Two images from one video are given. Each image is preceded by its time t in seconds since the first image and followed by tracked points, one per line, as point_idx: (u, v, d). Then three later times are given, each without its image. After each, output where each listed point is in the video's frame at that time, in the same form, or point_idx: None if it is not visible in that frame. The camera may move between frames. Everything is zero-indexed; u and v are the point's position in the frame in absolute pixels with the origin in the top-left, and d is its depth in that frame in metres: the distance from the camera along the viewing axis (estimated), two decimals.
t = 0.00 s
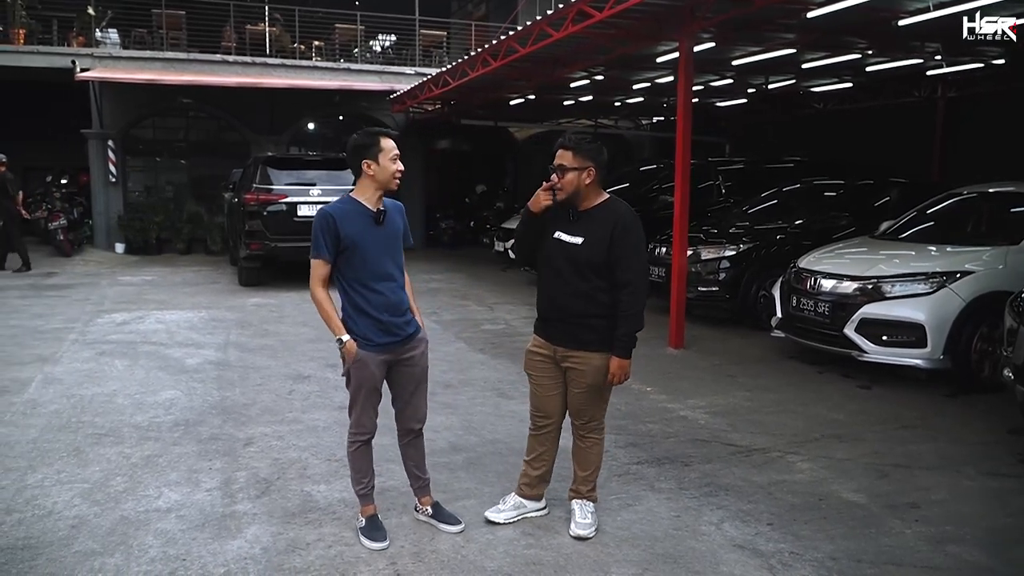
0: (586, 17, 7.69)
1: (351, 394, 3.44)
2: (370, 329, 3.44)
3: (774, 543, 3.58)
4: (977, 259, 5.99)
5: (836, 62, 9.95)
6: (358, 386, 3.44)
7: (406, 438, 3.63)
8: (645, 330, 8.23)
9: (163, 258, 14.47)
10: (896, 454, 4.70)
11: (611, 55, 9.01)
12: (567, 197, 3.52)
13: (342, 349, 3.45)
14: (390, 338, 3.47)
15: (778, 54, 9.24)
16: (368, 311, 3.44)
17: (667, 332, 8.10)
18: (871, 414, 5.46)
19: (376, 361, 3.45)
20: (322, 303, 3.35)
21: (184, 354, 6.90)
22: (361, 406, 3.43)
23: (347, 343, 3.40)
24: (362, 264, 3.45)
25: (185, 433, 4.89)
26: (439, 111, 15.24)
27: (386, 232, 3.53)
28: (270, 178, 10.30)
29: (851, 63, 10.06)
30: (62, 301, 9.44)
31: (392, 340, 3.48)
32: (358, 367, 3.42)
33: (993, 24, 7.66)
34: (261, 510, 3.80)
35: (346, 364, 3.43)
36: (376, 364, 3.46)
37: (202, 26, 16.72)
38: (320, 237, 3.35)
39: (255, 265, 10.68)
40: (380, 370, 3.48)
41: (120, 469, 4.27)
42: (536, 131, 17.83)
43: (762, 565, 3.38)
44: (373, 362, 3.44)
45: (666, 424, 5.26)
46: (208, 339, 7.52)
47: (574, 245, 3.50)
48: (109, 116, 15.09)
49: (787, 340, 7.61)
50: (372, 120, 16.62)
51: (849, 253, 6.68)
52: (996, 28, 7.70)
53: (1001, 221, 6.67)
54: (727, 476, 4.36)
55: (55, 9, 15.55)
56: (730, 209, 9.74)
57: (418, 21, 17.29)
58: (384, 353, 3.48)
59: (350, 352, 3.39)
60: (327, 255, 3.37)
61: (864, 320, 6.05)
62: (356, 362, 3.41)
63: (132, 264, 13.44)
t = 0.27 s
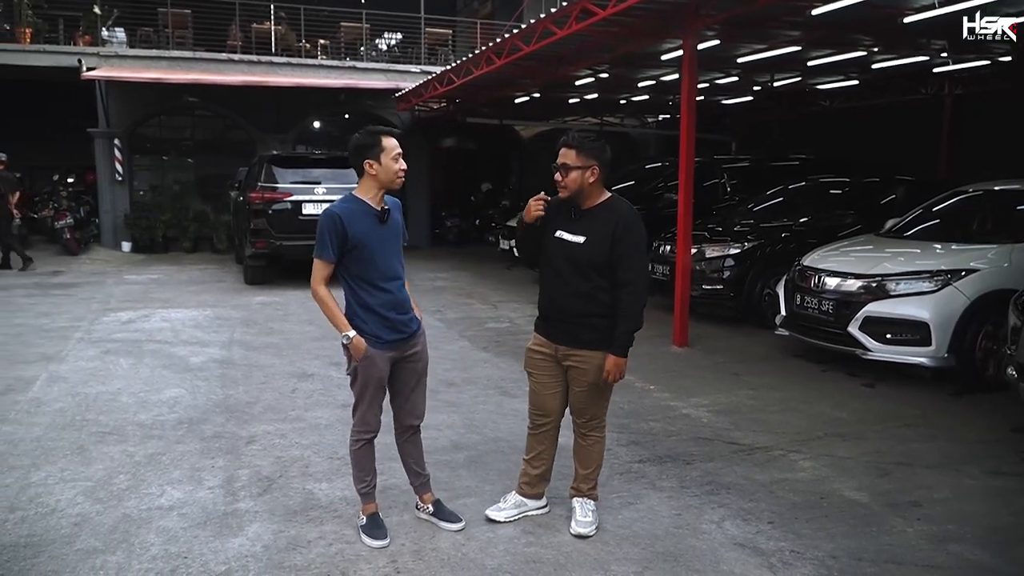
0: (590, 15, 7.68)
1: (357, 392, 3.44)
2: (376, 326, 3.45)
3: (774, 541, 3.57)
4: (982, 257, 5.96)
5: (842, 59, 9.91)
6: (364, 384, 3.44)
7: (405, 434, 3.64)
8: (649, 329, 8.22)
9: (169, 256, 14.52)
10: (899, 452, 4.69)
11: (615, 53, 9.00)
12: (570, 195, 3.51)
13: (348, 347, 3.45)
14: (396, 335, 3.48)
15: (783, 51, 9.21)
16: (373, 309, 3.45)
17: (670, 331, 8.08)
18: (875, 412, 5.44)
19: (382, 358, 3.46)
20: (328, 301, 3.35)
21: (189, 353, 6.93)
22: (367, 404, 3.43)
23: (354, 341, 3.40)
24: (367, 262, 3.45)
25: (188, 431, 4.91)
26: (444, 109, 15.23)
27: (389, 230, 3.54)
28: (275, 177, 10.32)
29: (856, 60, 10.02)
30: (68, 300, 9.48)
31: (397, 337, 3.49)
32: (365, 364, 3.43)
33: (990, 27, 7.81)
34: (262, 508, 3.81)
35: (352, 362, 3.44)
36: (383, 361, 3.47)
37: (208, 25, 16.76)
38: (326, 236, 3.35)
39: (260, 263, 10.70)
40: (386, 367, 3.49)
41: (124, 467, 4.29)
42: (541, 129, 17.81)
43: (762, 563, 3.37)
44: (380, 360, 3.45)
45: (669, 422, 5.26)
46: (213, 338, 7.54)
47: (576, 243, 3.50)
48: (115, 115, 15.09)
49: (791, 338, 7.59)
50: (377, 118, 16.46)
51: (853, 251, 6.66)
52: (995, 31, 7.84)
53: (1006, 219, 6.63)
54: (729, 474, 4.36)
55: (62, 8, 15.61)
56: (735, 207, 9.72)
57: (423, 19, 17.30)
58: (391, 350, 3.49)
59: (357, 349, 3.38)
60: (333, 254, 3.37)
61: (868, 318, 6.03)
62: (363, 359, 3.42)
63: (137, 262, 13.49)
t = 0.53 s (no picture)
0: (591, 11, 7.67)
1: (360, 390, 3.44)
2: (378, 324, 3.44)
3: (776, 538, 3.57)
4: (986, 252, 5.93)
5: (845, 54, 9.88)
6: (366, 382, 3.44)
7: (406, 432, 3.65)
8: (653, 326, 8.21)
9: (174, 255, 14.57)
10: (902, 448, 4.67)
11: (617, 49, 8.98)
12: (569, 192, 3.51)
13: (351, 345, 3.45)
14: (398, 333, 3.48)
15: (786, 47, 9.19)
16: (375, 307, 3.44)
17: (674, 327, 8.07)
18: (878, 408, 5.43)
19: (385, 356, 3.46)
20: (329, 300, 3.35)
21: (193, 352, 6.94)
22: (369, 402, 3.43)
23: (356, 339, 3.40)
24: (367, 260, 3.46)
25: (191, 430, 4.93)
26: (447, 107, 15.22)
27: (390, 228, 3.54)
28: (279, 176, 10.33)
29: (860, 55, 9.98)
30: (73, 300, 9.52)
31: (400, 334, 3.48)
32: (367, 362, 3.42)
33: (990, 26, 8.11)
34: (264, 507, 3.82)
35: (355, 360, 3.43)
36: (385, 359, 3.46)
37: (211, 25, 16.78)
38: (326, 235, 3.36)
39: (264, 262, 10.72)
40: (389, 365, 3.49)
41: (127, 466, 4.30)
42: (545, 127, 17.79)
43: (763, 560, 3.37)
44: (382, 357, 3.44)
45: (671, 420, 5.25)
46: (217, 337, 7.56)
47: (575, 241, 3.49)
48: (120, 115, 15.13)
49: (794, 335, 7.58)
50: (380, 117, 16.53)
51: (857, 246, 6.64)
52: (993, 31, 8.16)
53: (1011, 214, 6.60)
54: (731, 471, 4.35)
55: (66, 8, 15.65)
56: (738, 203, 9.70)
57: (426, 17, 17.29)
58: (393, 348, 3.48)
59: (360, 347, 3.38)
60: (332, 253, 3.38)
61: (871, 314, 6.01)
62: (366, 357, 3.41)
63: (142, 262, 13.53)
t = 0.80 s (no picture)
0: (595, 9, 7.65)
1: (358, 387, 3.44)
2: (377, 322, 3.44)
3: (776, 537, 3.56)
4: (992, 250, 5.89)
5: (851, 51, 9.83)
6: (366, 380, 3.44)
7: (408, 430, 3.65)
8: (657, 324, 8.20)
9: (180, 252, 14.62)
10: (905, 447, 4.66)
11: (622, 47, 8.96)
12: (566, 188, 3.50)
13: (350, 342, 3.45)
14: (397, 331, 3.47)
15: (791, 44, 9.15)
16: (374, 305, 3.44)
17: (677, 325, 8.06)
18: (882, 407, 5.41)
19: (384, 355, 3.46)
20: (328, 297, 3.36)
21: (196, 348, 6.96)
22: (368, 400, 3.42)
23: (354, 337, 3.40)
24: (368, 258, 3.46)
25: (194, 426, 4.94)
26: (453, 104, 15.21)
27: (392, 226, 3.54)
28: (284, 173, 10.35)
29: (866, 52, 9.93)
30: (80, 296, 9.55)
31: (399, 333, 3.48)
32: (366, 360, 3.42)
33: (990, 26, 8.19)
34: (264, 503, 3.83)
35: (354, 357, 3.44)
36: (384, 357, 3.46)
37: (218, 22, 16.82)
38: (326, 232, 3.36)
39: (269, 259, 10.74)
40: (388, 363, 3.48)
41: (128, 462, 4.32)
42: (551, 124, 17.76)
43: (763, 559, 3.36)
44: (381, 355, 3.44)
45: (673, 418, 5.24)
46: (221, 333, 7.58)
47: (572, 238, 3.49)
48: (126, 112, 15.18)
49: (798, 333, 7.55)
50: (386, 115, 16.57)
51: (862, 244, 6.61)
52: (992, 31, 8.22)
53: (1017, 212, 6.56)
54: (732, 469, 4.34)
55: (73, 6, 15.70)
56: (744, 201, 9.67)
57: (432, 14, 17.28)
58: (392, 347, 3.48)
59: (358, 345, 3.38)
60: (333, 250, 3.38)
61: (875, 312, 5.98)
62: (364, 355, 3.42)
63: (149, 259, 13.57)
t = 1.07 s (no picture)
0: (600, 7, 7.64)
1: (358, 383, 3.46)
2: (377, 320, 3.46)
3: (776, 537, 3.55)
4: (998, 250, 5.86)
5: (859, 50, 9.79)
6: (365, 376, 3.46)
7: (409, 429, 3.66)
8: (661, 323, 8.18)
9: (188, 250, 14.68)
10: (908, 448, 4.63)
11: (628, 45, 8.95)
12: (559, 188, 3.50)
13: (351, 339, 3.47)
14: (397, 329, 3.48)
15: (798, 43, 9.12)
16: (375, 303, 3.45)
17: (682, 325, 8.04)
18: (885, 407, 5.38)
19: (383, 352, 3.47)
20: (329, 294, 3.38)
21: (202, 346, 6.99)
22: (368, 395, 3.45)
23: (354, 334, 3.42)
24: (370, 256, 3.47)
25: (197, 424, 4.96)
26: (460, 104, 15.21)
27: (395, 224, 3.53)
28: (291, 172, 10.38)
29: (874, 51, 9.89)
30: (87, 294, 9.61)
31: (399, 331, 3.49)
32: (365, 357, 3.44)
33: (990, 26, 8.09)
34: (265, 500, 3.85)
35: (354, 354, 3.46)
36: (384, 354, 3.48)
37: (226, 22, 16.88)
38: (328, 229, 3.38)
39: (276, 258, 10.77)
40: (388, 360, 3.50)
41: (131, 458, 4.34)
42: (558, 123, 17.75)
43: (762, 559, 3.35)
44: (380, 353, 3.46)
45: (675, 417, 5.23)
46: (226, 331, 7.61)
47: (566, 238, 3.48)
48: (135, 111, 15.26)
49: (803, 333, 7.53)
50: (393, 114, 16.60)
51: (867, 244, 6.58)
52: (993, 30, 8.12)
53: None
54: (733, 469, 4.33)
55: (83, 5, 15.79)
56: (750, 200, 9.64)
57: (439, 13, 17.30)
58: (392, 345, 3.49)
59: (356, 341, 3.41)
60: (334, 248, 3.40)
61: (879, 312, 5.96)
62: (363, 352, 3.44)
63: (156, 257, 13.64)
